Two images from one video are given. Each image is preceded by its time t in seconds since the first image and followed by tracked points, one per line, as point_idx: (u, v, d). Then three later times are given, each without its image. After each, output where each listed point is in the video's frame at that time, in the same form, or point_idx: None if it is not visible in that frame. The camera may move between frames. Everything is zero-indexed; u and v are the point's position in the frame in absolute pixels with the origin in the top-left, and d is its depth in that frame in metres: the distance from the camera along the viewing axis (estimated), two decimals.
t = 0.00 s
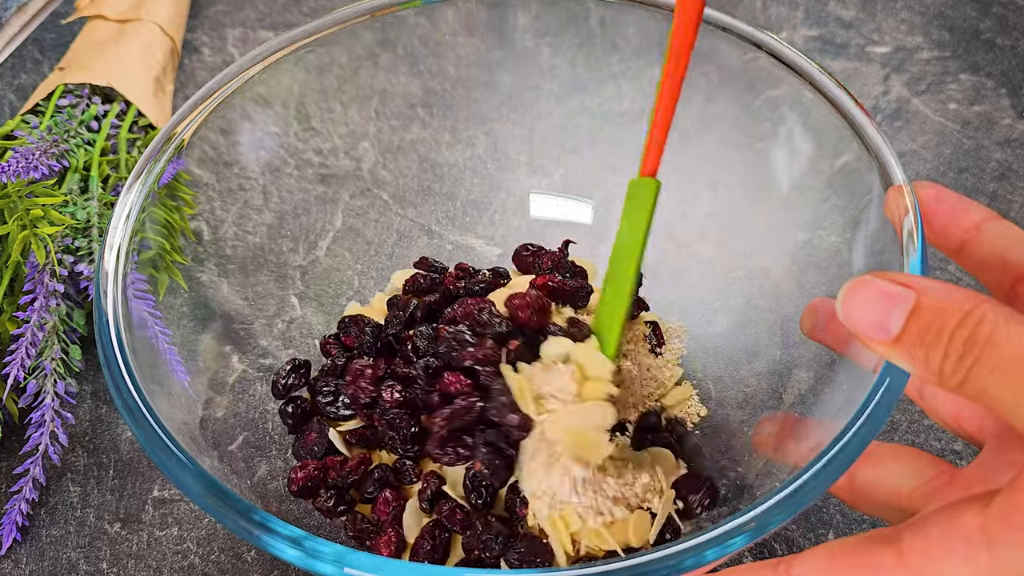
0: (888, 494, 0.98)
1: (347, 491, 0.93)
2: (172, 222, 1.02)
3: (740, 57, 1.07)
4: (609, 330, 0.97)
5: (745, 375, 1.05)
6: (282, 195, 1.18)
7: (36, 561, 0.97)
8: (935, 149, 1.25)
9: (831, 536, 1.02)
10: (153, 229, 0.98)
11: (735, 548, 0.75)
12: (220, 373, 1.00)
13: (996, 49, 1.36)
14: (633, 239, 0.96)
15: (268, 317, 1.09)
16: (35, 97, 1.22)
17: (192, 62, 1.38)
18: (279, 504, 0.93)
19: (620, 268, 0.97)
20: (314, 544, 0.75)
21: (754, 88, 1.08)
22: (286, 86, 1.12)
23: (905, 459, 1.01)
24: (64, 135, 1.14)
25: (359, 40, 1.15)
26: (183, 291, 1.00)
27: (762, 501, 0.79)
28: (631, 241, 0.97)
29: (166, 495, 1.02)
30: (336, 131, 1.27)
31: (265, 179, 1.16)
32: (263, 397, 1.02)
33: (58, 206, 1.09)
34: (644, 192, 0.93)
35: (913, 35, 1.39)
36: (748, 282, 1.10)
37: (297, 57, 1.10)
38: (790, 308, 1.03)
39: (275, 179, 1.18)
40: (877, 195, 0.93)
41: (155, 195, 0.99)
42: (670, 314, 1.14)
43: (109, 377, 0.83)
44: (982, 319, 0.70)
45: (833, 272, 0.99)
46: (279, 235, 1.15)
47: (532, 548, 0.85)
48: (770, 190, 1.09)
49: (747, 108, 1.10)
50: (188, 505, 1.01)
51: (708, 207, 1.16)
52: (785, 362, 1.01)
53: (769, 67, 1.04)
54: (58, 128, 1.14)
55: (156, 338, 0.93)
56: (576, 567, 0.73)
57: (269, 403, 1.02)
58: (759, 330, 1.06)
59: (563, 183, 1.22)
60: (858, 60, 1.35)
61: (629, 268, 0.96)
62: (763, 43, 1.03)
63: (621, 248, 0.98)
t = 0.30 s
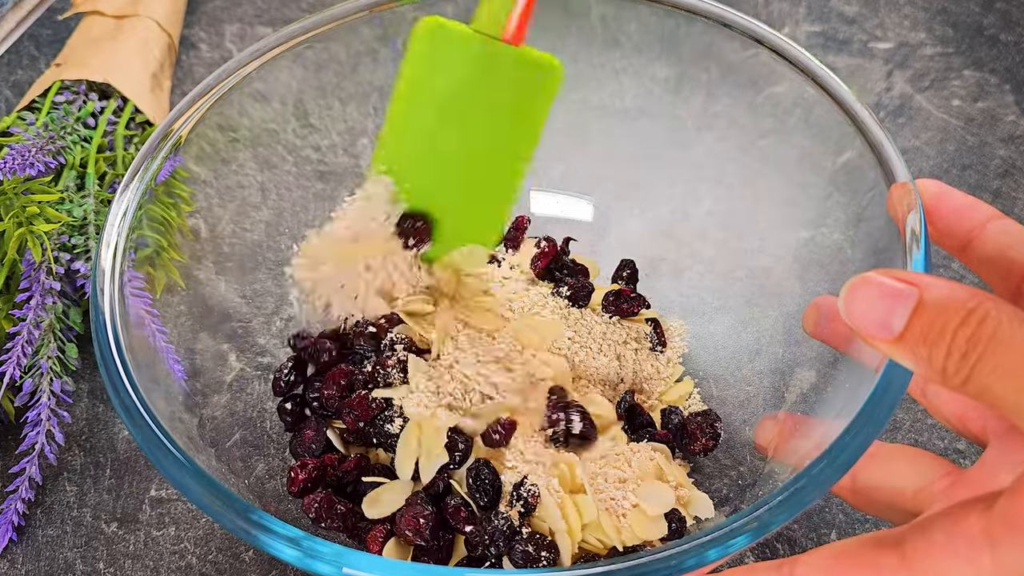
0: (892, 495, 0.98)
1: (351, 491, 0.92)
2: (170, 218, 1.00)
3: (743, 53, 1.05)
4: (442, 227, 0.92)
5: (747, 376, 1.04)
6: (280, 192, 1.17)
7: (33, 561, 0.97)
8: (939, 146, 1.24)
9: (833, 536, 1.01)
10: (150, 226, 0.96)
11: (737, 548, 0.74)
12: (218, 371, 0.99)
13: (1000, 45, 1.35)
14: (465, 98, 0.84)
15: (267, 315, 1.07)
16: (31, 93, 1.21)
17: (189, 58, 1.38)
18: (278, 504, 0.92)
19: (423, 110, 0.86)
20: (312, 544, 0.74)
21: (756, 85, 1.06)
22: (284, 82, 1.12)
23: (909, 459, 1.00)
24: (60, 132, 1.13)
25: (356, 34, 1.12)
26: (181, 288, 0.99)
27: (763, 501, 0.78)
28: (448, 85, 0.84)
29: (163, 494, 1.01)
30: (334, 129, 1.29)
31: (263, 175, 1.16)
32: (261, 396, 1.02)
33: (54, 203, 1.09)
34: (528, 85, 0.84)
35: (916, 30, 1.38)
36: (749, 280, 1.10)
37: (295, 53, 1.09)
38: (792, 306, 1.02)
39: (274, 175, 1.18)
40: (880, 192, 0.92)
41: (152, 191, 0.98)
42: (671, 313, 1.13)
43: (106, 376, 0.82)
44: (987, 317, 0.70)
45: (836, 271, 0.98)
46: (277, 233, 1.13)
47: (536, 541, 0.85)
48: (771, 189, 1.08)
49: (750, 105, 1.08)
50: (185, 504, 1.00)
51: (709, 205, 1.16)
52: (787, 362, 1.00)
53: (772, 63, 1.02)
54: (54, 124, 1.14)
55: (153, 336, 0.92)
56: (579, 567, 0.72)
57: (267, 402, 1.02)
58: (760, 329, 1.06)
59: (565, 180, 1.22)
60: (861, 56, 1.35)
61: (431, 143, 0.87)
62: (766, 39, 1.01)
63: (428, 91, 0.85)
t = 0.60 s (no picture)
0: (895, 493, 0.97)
1: (378, 516, 0.90)
2: (167, 217, 1.00)
3: (744, 49, 1.04)
4: (475, 354, 0.87)
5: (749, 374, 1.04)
6: (279, 188, 1.16)
7: (29, 560, 0.96)
8: (942, 142, 1.23)
9: (836, 535, 1.00)
10: (146, 223, 0.96)
11: (739, 548, 0.73)
12: (216, 370, 0.99)
13: (1004, 41, 1.34)
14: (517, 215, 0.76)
15: (265, 313, 1.07)
16: (27, 89, 1.20)
17: (186, 54, 1.37)
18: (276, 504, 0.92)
19: (500, 245, 0.78)
20: (311, 546, 0.73)
21: (758, 81, 1.05)
22: (282, 79, 1.11)
23: (913, 457, 0.99)
24: (57, 128, 1.13)
25: (354, 32, 1.11)
26: (178, 286, 0.98)
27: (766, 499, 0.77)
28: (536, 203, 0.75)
29: (161, 494, 1.00)
30: (333, 125, 1.24)
31: (261, 172, 1.16)
32: (259, 395, 1.01)
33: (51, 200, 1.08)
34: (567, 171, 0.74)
35: (920, 26, 1.37)
36: (750, 279, 1.09)
37: (294, 49, 1.08)
38: (795, 304, 1.01)
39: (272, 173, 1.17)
40: (883, 189, 0.91)
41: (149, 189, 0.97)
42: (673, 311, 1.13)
43: (102, 376, 0.81)
44: (988, 311, 0.69)
45: (838, 269, 0.97)
46: (275, 231, 1.14)
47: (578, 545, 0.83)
48: (773, 186, 1.07)
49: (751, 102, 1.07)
50: (182, 504, 1.00)
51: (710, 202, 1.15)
52: (789, 360, 1.00)
53: (774, 60, 1.01)
54: (51, 121, 1.13)
55: (150, 334, 0.91)
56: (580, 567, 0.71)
57: (265, 401, 1.01)
58: (762, 326, 1.05)
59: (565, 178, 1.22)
60: (864, 52, 1.34)
61: (538, 263, 0.79)
62: (767, 35, 1.00)
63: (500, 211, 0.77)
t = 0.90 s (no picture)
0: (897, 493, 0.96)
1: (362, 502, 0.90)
2: (164, 214, 0.99)
3: (746, 45, 1.03)
4: (449, 374, 0.92)
5: (749, 373, 1.03)
6: (277, 186, 1.14)
7: (26, 560, 0.95)
8: (946, 139, 1.22)
9: (839, 535, 0.99)
10: (143, 221, 0.95)
11: (741, 548, 0.72)
12: (214, 368, 0.98)
13: (1008, 37, 1.33)
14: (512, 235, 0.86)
15: (263, 311, 1.07)
16: (24, 86, 1.19)
17: (183, 50, 1.36)
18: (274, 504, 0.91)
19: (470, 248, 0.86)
20: (309, 546, 0.72)
21: (760, 78, 1.04)
22: (281, 75, 1.09)
23: (915, 457, 0.99)
24: (54, 125, 1.12)
25: (354, 27, 1.10)
26: (176, 284, 0.98)
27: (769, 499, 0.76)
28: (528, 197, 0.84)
29: (158, 493, 1.00)
30: (330, 121, 1.25)
31: (260, 169, 1.14)
32: (257, 394, 1.01)
33: (47, 197, 1.07)
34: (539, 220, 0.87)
35: (923, 22, 1.36)
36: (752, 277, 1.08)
37: (292, 45, 1.07)
38: (797, 302, 1.01)
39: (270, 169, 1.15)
40: (885, 187, 0.90)
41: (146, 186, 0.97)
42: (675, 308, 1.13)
43: (98, 375, 0.81)
44: (992, 309, 0.68)
45: (841, 267, 0.96)
46: (274, 228, 1.13)
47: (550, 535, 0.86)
48: (775, 183, 1.07)
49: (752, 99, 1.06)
50: (180, 503, 0.99)
51: (713, 197, 1.13)
52: (792, 359, 0.99)
53: (775, 56, 1.01)
54: (47, 118, 1.12)
55: (147, 333, 0.90)
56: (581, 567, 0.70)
57: (263, 399, 1.01)
58: (764, 324, 1.04)
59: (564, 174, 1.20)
60: (866, 48, 1.33)
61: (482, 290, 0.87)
62: (768, 31, 0.99)
63: (489, 207, 0.84)
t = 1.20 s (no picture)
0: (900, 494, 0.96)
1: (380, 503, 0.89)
2: (162, 211, 0.99)
3: (748, 41, 1.02)
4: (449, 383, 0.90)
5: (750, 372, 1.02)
6: (275, 183, 1.13)
7: (22, 560, 0.95)
8: (949, 136, 1.21)
9: (841, 535, 0.98)
10: (140, 218, 0.94)
11: (742, 547, 0.72)
12: (211, 366, 0.97)
13: (1012, 33, 1.32)
14: (493, 262, 0.86)
15: (262, 309, 1.06)
16: (21, 82, 1.18)
17: (181, 46, 1.35)
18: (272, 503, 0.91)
19: (438, 257, 0.91)
20: (308, 546, 0.72)
21: (762, 74, 1.03)
22: (280, 71, 1.09)
23: (918, 457, 0.98)
24: (51, 121, 1.11)
25: (353, 22, 1.10)
26: (173, 282, 0.97)
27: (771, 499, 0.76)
28: (503, 191, 0.85)
29: (156, 492, 0.99)
30: (330, 117, 1.24)
31: (259, 167, 1.12)
32: (254, 392, 1.00)
33: (44, 194, 1.06)
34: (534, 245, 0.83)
35: (926, 18, 1.35)
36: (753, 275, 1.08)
37: (290, 41, 1.06)
38: (799, 300, 1.00)
39: (268, 167, 1.13)
40: (888, 184, 0.89)
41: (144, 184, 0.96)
42: (675, 305, 1.13)
43: (95, 373, 0.80)
44: (995, 309, 0.67)
45: (844, 265, 0.95)
46: (272, 225, 1.12)
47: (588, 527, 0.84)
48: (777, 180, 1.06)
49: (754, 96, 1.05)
50: (178, 502, 0.98)
51: (712, 198, 1.12)
52: (794, 357, 0.98)
53: (777, 53, 1.00)
54: (44, 114, 1.11)
55: (144, 331, 0.90)
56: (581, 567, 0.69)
57: (261, 398, 1.00)
58: (766, 322, 1.04)
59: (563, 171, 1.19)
60: (869, 44, 1.32)
61: (475, 312, 0.87)
62: (769, 26, 0.99)
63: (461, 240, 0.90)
